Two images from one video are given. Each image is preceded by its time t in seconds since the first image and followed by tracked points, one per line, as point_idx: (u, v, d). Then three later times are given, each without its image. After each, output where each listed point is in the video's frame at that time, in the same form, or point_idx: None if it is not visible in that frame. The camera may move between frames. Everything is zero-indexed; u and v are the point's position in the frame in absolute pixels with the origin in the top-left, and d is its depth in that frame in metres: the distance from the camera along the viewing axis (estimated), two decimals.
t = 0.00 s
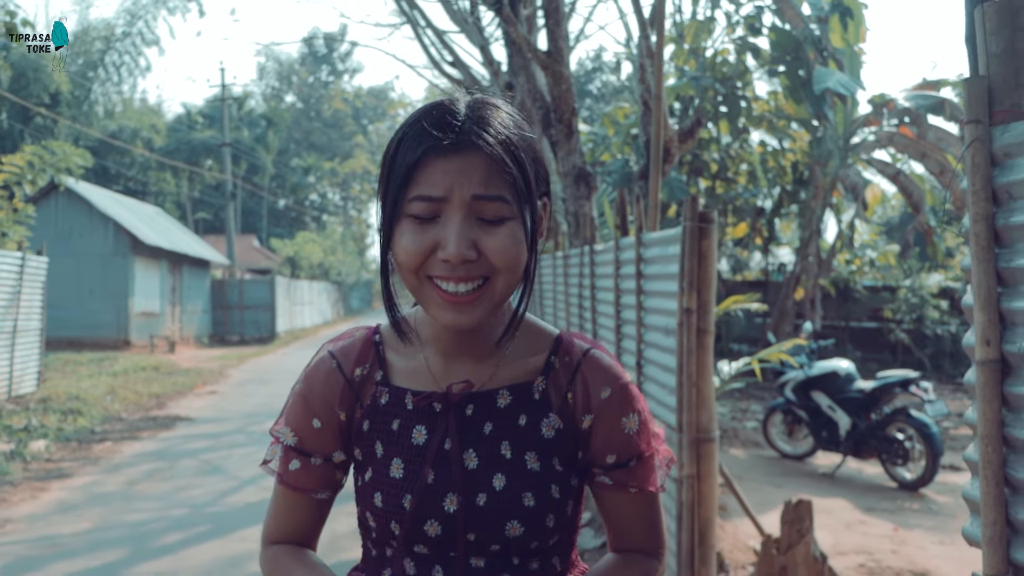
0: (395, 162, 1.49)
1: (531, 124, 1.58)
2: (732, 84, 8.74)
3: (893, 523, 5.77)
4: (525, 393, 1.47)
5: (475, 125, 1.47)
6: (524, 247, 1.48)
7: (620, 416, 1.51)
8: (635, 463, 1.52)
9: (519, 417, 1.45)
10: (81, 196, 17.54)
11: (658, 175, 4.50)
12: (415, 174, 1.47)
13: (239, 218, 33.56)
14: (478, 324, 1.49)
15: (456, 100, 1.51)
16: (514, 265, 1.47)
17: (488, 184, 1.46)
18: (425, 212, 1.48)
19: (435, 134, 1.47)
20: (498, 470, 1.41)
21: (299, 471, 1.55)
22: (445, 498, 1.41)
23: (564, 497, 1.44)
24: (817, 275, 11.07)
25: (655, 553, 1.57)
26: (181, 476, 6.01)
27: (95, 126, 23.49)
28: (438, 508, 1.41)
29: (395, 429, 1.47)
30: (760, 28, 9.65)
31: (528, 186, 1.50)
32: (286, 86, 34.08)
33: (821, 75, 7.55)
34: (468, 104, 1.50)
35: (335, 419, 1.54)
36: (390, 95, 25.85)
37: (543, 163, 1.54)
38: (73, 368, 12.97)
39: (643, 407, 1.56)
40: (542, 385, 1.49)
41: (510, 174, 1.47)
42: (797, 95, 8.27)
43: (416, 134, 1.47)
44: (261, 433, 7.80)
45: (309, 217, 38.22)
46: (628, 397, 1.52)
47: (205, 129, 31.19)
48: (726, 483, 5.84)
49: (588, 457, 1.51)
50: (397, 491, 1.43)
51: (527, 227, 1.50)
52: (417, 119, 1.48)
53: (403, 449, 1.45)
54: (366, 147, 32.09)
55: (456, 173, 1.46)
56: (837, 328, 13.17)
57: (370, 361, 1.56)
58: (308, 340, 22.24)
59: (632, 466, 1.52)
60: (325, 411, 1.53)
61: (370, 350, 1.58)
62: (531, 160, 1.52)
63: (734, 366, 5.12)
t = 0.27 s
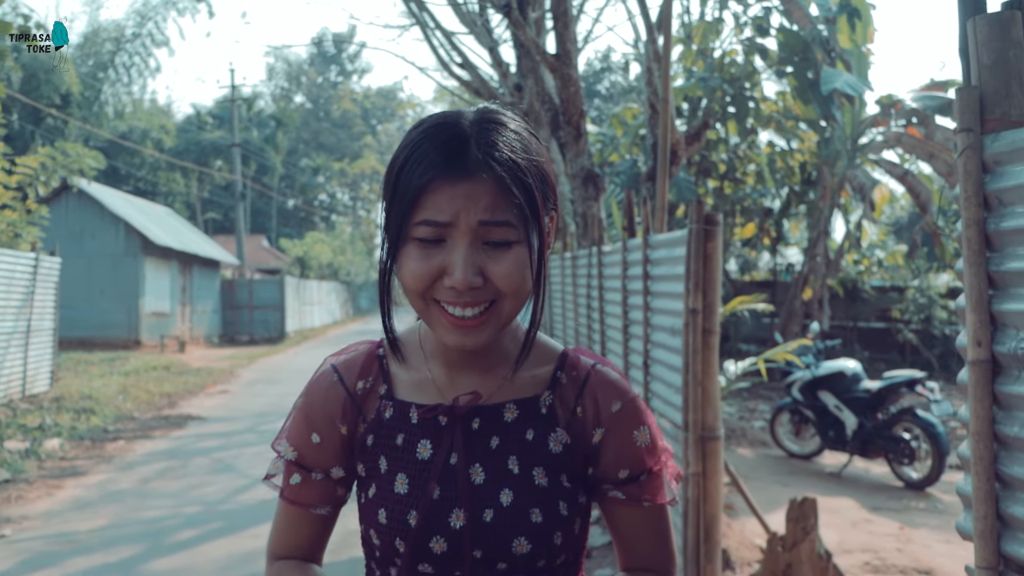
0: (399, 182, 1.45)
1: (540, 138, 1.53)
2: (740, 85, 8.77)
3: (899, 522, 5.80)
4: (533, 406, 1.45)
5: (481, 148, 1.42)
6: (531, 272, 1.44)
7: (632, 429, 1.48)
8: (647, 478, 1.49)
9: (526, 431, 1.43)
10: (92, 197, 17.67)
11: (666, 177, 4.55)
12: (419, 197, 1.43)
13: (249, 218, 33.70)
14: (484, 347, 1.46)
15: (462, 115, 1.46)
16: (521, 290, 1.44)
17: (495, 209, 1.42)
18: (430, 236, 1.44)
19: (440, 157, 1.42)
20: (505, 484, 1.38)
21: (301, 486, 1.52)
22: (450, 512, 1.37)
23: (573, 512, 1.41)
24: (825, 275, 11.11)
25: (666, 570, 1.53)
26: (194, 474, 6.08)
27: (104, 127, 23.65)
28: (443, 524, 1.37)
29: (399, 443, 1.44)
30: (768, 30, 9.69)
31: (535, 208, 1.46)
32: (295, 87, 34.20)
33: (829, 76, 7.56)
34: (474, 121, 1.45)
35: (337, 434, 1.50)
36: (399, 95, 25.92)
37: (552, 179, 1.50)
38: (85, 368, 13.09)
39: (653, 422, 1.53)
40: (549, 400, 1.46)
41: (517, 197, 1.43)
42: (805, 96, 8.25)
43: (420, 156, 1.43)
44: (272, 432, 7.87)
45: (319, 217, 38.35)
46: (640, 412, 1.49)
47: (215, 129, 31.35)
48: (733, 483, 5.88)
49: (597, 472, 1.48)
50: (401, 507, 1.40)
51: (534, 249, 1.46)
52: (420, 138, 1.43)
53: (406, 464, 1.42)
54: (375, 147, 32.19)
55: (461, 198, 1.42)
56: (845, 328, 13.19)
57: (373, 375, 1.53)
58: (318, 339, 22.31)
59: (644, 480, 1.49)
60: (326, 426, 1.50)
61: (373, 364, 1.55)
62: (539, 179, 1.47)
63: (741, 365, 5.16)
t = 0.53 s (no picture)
0: (415, 183, 1.48)
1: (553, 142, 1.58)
2: (750, 85, 8.78)
3: (907, 520, 5.84)
4: (548, 426, 1.47)
5: (499, 149, 1.46)
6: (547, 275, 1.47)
7: (653, 450, 1.51)
8: (664, 500, 1.53)
9: (541, 451, 1.45)
10: (105, 198, 17.80)
11: (674, 179, 4.59)
12: (434, 201, 1.47)
13: (259, 218, 33.80)
14: (500, 355, 1.48)
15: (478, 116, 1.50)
16: (538, 295, 1.47)
17: (512, 212, 1.46)
18: (446, 239, 1.47)
19: (458, 156, 1.45)
20: (520, 507, 1.40)
21: (304, 505, 1.54)
22: (463, 535, 1.40)
23: (588, 534, 1.44)
24: (834, 275, 11.13)
25: None
26: (208, 472, 6.15)
27: (115, 128, 23.76)
28: (455, 547, 1.40)
29: (408, 462, 1.45)
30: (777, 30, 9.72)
31: (551, 211, 1.50)
32: (306, 88, 34.30)
33: (838, 77, 7.57)
34: (491, 123, 1.49)
35: (344, 451, 1.51)
36: (408, 95, 25.97)
37: (567, 185, 1.54)
38: (98, 367, 13.19)
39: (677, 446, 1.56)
40: (565, 418, 1.49)
41: (533, 200, 1.47)
42: (814, 97, 8.24)
43: (437, 156, 1.46)
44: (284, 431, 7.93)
45: (329, 217, 38.42)
46: (661, 431, 1.53)
47: (225, 130, 31.46)
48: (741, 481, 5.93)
49: (614, 492, 1.51)
50: (411, 529, 1.42)
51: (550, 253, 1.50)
52: (436, 138, 1.47)
53: (416, 485, 1.43)
54: (384, 147, 32.25)
55: (478, 200, 1.45)
56: (855, 329, 13.21)
57: (382, 390, 1.54)
58: (328, 339, 22.37)
59: (661, 502, 1.53)
60: (332, 444, 1.51)
61: (381, 378, 1.56)
62: (555, 183, 1.51)
63: (748, 365, 5.21)
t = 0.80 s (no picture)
0: (433, 163, 1.51)
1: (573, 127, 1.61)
2: (760, 86, 8.81)
3: (914, 519, 5.89)
4: (566, 412, 1.53)
5: (520, 130, 1.49)
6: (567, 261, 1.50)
7: (668, 433, 1.56)
8: (680, 487, 1.57)
9: (557, 439, 1.50)
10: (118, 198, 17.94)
11: (683, 180, 4.66)
12: (455, 180, 1.49)
13: (270, 219, 33.92)
14: (519, 345, 1.51)
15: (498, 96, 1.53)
16: (559, 281, 1.49)
17: (533, 194, 1.49)
18: (466, 222, 1.50)
19: (477, 136, 1.48)
20: (536, 497, 1.45)
21: (314, 497, 1.54)
22: (479, 527, 1.44)
23: (603, 523, 1.49)
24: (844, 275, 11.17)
25: None
26: (222, 470, 6.24)
27: (127, 128, 23.90)
28: (471, 538, 1.44)
29: (421, 453, 1.50)
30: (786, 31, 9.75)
31: (573, 195, 1.53)
32: (316, 88, 34.39)
33: (848, 78, 7.58)
34: (512, 102, 1.52)
35: (355, 439, 1.54)
36: (419, 95, 26.01)
37: (589, 173, 1.58)
38: (111, 367, 13.29)
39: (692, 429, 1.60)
40: (583, 404, 1.55)
41: (555, 183, 1.51)
42: (824, 97, 8.23)
43: (456, 136, 1.49)
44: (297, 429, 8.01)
45: (339, 217, 38.51)
46: (677, 412, 1.57)
47: (237, 131, 31.60)
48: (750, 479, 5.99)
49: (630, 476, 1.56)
50: (426, 520, 1.46)
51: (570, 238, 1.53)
52: (458, 116, 1.50)
53: (431, 475, 1.48)
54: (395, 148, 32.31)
55: (499, 182, 1.49)
56: (865, 329, 13.23)
57: (394, 376, 1.58)
58: (339, 339, 22.46)
59: (677, 489, 1.57)
60: (343, 432, 1.53)
61: (393, 365, 1.60)
62: (579, 170, 1.55)
63: (756, 363, 5.28)
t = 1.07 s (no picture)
0: (442, 168, 1.41)
1: (592, 121, 1.50)
2: (770, 87, 8.86)
3: (920, 517, 5.94)
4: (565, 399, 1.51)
5: (533, 133, 1.39)
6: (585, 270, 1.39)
7: (652, 399, 1.46)
8: (668, 453, 1.42)
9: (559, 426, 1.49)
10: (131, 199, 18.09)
11: (691, 181, 4.71)
12: (467, 186, 1.39)
13: (281, 219, 34.07)
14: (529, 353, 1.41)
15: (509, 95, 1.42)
16: (573, 290, 1.38)
17: (548, 201, 1.39)
18: (476, 229, 1.40)
19: (487, 139, 1.38)
20: (543, 485, 1.47)
21: (333, 492, 1.52)
22: (488, 516, 1.45)
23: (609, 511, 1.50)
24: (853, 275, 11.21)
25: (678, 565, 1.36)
26: (236, 467, 6.33)
27: (139, 129, 24.07)
28: (479, 528, 1.45)
29: (430, 443, 1.51)
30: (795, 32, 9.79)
31: (591, 201, 1.42)
32: (327, 89, 34.51)
33: (856, 78, 7.62)
34: (523, 102, 1.41)
35: (370, 431, 1.55)
36: (430, 96, 26.08)
37: (607, 175, 1.47)
38: (125, 366, 13.41)
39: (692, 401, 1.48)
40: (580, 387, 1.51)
41: (572, 189, 1.40)
42: (833, 97, 8.22)
43: (466, 140, 1.39)
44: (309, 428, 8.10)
45: (350, 217, 38.64)
46: (669, 380, 1.47)
47: (248, 131, 31.75)
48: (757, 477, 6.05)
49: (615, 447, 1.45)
50: (437, 510, 1.47)
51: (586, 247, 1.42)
52: (470, 118, 1.40)
53: (440, 465, 1.49)
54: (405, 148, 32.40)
55: (512, 189, 1.38)
56: (875, 328, 13.28)
57: (405, 370, 1.59)
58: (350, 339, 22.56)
59: (663, 455, 1.42)
60: (358, 424, 1.53)
61: (403, 358, 1.60)
62: (596, 172, 1.44)
63: (763, 361, 5.34)
